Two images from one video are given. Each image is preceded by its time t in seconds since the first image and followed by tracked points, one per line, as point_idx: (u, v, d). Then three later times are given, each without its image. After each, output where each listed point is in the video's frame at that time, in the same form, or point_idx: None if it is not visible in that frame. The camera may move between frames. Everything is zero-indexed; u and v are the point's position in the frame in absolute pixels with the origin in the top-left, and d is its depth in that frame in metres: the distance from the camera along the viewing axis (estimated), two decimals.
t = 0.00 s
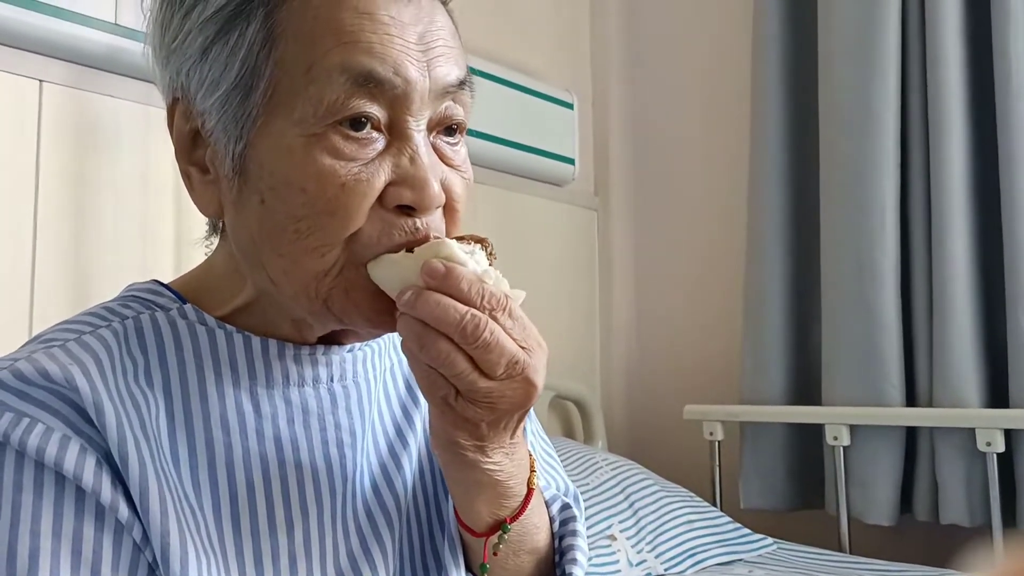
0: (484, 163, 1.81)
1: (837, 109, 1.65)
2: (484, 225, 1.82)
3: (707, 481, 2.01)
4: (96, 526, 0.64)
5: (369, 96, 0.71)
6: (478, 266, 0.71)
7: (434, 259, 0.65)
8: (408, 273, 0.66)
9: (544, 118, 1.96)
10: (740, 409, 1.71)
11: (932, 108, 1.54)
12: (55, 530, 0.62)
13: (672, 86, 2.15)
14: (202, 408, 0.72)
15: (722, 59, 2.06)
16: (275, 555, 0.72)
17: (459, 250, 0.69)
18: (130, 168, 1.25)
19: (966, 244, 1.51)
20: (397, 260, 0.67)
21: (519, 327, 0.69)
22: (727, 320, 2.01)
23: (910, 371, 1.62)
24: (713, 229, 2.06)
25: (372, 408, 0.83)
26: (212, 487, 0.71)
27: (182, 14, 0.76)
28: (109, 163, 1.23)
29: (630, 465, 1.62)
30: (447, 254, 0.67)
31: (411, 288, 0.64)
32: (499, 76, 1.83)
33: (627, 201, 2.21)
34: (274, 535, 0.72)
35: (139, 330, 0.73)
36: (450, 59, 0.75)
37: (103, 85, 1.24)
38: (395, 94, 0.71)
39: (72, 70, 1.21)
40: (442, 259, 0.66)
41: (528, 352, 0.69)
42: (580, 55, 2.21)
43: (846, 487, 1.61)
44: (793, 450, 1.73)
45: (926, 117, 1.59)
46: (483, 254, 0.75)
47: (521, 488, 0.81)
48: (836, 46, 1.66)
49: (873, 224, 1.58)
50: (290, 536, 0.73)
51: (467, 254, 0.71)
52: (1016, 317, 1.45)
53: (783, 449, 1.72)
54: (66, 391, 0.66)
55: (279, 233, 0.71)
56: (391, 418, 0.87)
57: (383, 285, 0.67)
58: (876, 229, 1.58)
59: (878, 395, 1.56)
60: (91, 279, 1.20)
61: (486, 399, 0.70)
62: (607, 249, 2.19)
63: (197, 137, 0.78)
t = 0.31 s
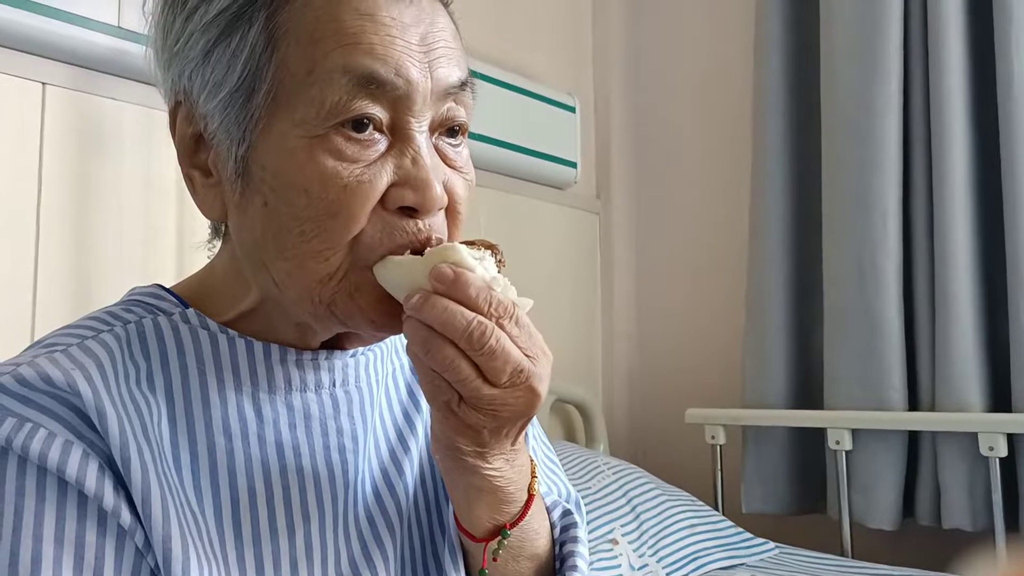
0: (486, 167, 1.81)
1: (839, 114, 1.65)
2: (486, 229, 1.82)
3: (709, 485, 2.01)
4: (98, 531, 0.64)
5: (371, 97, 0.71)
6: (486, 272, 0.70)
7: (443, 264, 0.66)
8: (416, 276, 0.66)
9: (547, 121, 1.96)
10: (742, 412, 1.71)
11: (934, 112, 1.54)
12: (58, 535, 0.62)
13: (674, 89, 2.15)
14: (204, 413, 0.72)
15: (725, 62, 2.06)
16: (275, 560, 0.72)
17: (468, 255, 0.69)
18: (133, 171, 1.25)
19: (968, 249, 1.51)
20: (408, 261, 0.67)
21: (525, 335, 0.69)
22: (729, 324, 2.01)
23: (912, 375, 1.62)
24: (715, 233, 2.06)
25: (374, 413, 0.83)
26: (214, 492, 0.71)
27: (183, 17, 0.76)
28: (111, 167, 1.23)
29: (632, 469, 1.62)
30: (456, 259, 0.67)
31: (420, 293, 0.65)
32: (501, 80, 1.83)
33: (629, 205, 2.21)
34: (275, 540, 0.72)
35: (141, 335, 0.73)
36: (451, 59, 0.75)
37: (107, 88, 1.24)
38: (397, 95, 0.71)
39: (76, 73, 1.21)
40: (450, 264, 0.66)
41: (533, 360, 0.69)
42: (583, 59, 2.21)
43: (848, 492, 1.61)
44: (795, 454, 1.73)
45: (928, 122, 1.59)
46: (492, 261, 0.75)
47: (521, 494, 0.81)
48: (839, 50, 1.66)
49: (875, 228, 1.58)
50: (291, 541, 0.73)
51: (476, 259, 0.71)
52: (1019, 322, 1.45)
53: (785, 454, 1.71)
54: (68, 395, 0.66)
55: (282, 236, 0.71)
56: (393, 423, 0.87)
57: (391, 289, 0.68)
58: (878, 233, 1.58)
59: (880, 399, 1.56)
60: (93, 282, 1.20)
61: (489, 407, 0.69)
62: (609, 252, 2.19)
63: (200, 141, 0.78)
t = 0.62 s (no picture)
0: (487, 170, 1.81)
1: (841, 117, 1.65)
2: (487, 232, 1.82)
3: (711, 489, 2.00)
4: (101, 535, 0.64)
5: (372, 101, 0.71)
6: (491, 279, 0.70)
7: (448, 270, 0.65)
8: (422, 282, 0.66)
9: (548, 125, 1.96)
10: (743, 416, 1.71)
11: (936, 116, 1.54)
12: (61, 540, 0.62)
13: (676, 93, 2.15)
14: (206, 418, 0.72)
15: (726, 66, 2.06)
16: (277, 565, 0.72)
17: (473, 261, 0.69)
18: (135, 175, 1.25)
19: (970, 254, 1.51)
20: (413, 266, 0.67)
21: (530, 342, 0.69)
22: (730, 328, 2.01)
23: (914, 379, 1.62)
24: (717, 236, 2.06)
25: (375, 418, 0.83)
26: (215, 498, 0.71)
27: (186, 22, 0.76)
28: (114, 172, 1.23)
29: (633, 472, 1.62)
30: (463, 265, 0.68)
31: (425, 298, 0.65)
32: (502, 83, 1.83)
33: (631, 209, 2.21)
34: (276, 545, 0.72)
35: (144, 340, 0.73)
36: (452, 63, 0.75)
37: (109, 92, 1.24)
38: (399, 99, 0.71)
39: (78, 77, 1.21)
40: (456, 270, 0.66)
41: (537, 367, 0.69)
42: (584, 63, 2.22)
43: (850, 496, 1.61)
44: (796, 458, 1.72)
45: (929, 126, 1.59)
46: (499, 268, 0.75)
47: (523, 500, 0.81)
48: (840, 54, 1.66)
49: (876, 232, 1.58)
50: (293, 546, 0.73)
51: (481, 266, 0.71)
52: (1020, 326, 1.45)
53: (787, 458, 1.71)
54: (71, 400, 0.66)
55: (285, 239, 0.71)
56: (394, 429, 0.87)
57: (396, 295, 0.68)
58: (880, 237, 1.58)
59: (882, 403, 1.56)
60: (96, 286, 1.20)
61: (493, 412, 0.70)
62: (611, 256, 2.19)
63: (202, 146, 0.78)
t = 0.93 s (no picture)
0: (487, 174, 1.81)
1: (840, 120, 1.65)
2: (487, 236, 1.82)
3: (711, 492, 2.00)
4: (99, 540, 0.64)
5: (366, 101, 0.71)
6: (493, 287, 0.70)
7: (449, 278, 0.66)
8: (423, 288, 0.66)
9: (548, 128, 1.96)
10: (743, 419, 1.71)
11: (935, 118, 1.54)
12: (59, 544, 0.62)
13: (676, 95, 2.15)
14: (203, 423, 0.72)
15: (725, 69, 2.06)
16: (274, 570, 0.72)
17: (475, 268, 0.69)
18: (134, 179, 1.25)
19: (970, 257, 1.51)
20: (414, 272, 0.67)
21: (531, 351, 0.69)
22: (730, 331, 2.01)
23: (914, 382, 1.62)
24: (716, 239, 2.06)
25: (373, 423, 0.83)
26: (212, 503, 0.71)
27: (180, 26, 0.76)
28: (114, 175, 1.23)
29: (633, 476, 1.61)
30: (464, 272, 0.68)
31: (426, 304, 0.65)
32: (501, 86, 1.83)
33: (631, 211, 2.21)
34: (273, 550, 0.72)
35: (141, 345, 0.73)
36: (446, 63, 0.75)
37: (107, 96, 1.24)
38: (393, 99, 0.71)
39: (76, 81, 1.21)
40: (457, 278, 0.67)
41: (537, 377, 0.69)
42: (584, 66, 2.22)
43: (850, 499, 1.61)
44: (797, 462, 1.72)
45: (929, 129, 1.59)
46: (501, 276, 0.75)
47: (522, 507, 0.81)
48: (840, 57, 1.66)
49: (876, 235, 1.58)
50: (290, 551, 0.73)
51: (483, 275, 0.71)
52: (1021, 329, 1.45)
53: (788, 461, 1.71)
54: (69, 405, 0.66)
55: (280, 241, 0.71)
56: (392, 434, 0.87)
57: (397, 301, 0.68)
58: (880, 239, 1.58)
59: (882, 405, 1.56)
60: (95, 290, 1.21)
61: (493, 421, 0.69)
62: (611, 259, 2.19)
63: (198, 149, 0.78)
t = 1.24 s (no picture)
0: (487, 177, 1.81)
1: (840, 122, 1.65)
2: (488, 239, 1.82)
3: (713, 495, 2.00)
4: (102, 545, 0.64)
5: (363, 106, 0.71)
6: (497, 298, 0.70)
7: (453, 289, 0.66)
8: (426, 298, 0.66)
9: (548, 131, 1.96)
10: (744, 422, 1.71)
11: (935, 120, 1.54)
12: (62, 550, 0.62)
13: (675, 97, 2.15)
14: (204, 429, 0.72)
15: (725, 72, 2.06)
16: None
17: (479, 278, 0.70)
18: (135, 184, 1.26)
19: (971, 259, 1.51)
20: (419, 279, 0.67)
21: (535, 362, 0.70)
22: (731, 333, 2.01)
23: (915, 383, 1.61)
24: (717, 241, 2.06)
25: (373, 428, 0.83)
26: (213, 509, 0.71)
27: (178, 32, 0.76)
28: (115, 179, 1.24)
29: (635, 478, 1.62)
30: (468, 282, 0.68)
31: (429, 315, 0.65)
32: (501, 90, 1.83)
33: (631, 213, 2.21)
34: (274, 555, 0.72)
35: (142, 351, 0.73)
36: (443, 67, 0.76)
37: (108, 101, 1.24)
38: (390, 104, 0.72)
39: (77, 86, 1.21)
40: (460, 289, 0.67)
41: (541, 388, 0.69)
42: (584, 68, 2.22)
43: (851, 500, 1.61)
44: (798, 464, 1.72)
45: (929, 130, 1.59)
46: (506, 288, 0.75)
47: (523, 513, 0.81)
48: (839, 59, 1.66)
49: (877, 237, 1.58)
50: (290, 557, 0.73)
51: (487, 285, 0.71)
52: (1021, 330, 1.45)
53: (789, 464, 1.71)
54: (71, 411, 0.66)
55: (280, 246, 0.71)
56: (393, 439, 0.87)
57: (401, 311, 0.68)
58: (881, 241, 1.58)
59: (883, 407, 1.56)
60: (96, 295, 1.21)
61: (496, 432, 0.70)
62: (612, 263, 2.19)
63: (197, 155, 0.78)
